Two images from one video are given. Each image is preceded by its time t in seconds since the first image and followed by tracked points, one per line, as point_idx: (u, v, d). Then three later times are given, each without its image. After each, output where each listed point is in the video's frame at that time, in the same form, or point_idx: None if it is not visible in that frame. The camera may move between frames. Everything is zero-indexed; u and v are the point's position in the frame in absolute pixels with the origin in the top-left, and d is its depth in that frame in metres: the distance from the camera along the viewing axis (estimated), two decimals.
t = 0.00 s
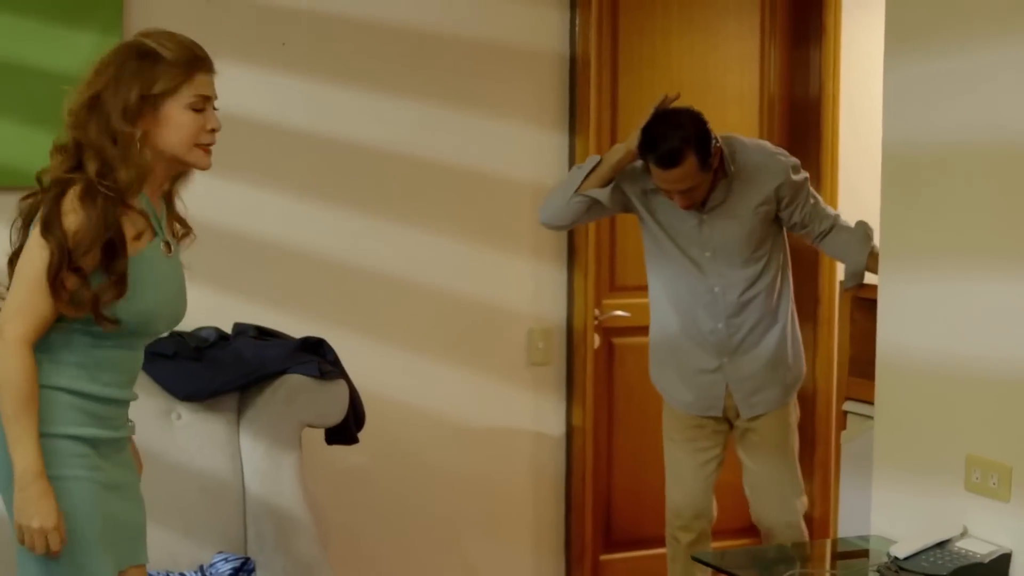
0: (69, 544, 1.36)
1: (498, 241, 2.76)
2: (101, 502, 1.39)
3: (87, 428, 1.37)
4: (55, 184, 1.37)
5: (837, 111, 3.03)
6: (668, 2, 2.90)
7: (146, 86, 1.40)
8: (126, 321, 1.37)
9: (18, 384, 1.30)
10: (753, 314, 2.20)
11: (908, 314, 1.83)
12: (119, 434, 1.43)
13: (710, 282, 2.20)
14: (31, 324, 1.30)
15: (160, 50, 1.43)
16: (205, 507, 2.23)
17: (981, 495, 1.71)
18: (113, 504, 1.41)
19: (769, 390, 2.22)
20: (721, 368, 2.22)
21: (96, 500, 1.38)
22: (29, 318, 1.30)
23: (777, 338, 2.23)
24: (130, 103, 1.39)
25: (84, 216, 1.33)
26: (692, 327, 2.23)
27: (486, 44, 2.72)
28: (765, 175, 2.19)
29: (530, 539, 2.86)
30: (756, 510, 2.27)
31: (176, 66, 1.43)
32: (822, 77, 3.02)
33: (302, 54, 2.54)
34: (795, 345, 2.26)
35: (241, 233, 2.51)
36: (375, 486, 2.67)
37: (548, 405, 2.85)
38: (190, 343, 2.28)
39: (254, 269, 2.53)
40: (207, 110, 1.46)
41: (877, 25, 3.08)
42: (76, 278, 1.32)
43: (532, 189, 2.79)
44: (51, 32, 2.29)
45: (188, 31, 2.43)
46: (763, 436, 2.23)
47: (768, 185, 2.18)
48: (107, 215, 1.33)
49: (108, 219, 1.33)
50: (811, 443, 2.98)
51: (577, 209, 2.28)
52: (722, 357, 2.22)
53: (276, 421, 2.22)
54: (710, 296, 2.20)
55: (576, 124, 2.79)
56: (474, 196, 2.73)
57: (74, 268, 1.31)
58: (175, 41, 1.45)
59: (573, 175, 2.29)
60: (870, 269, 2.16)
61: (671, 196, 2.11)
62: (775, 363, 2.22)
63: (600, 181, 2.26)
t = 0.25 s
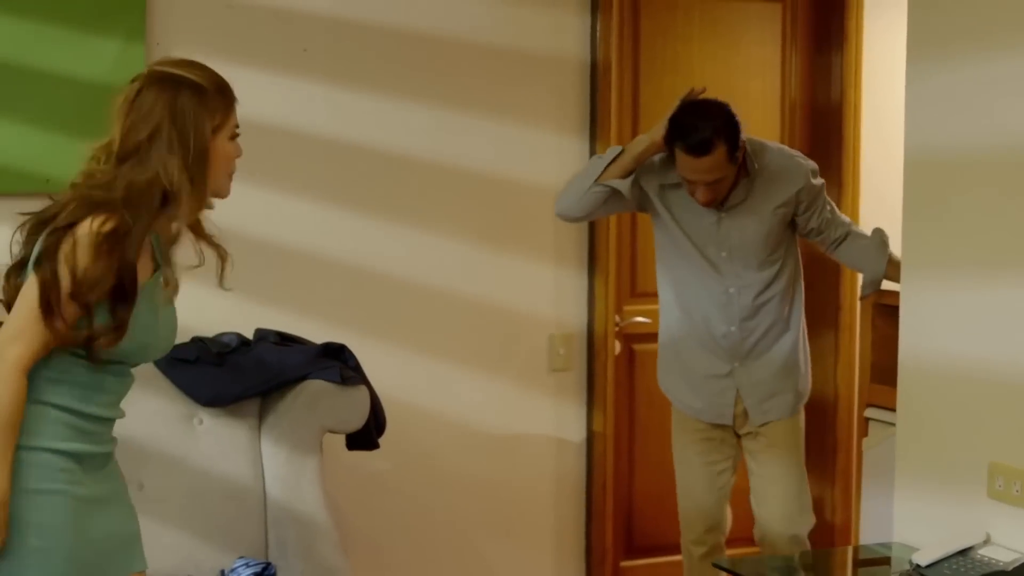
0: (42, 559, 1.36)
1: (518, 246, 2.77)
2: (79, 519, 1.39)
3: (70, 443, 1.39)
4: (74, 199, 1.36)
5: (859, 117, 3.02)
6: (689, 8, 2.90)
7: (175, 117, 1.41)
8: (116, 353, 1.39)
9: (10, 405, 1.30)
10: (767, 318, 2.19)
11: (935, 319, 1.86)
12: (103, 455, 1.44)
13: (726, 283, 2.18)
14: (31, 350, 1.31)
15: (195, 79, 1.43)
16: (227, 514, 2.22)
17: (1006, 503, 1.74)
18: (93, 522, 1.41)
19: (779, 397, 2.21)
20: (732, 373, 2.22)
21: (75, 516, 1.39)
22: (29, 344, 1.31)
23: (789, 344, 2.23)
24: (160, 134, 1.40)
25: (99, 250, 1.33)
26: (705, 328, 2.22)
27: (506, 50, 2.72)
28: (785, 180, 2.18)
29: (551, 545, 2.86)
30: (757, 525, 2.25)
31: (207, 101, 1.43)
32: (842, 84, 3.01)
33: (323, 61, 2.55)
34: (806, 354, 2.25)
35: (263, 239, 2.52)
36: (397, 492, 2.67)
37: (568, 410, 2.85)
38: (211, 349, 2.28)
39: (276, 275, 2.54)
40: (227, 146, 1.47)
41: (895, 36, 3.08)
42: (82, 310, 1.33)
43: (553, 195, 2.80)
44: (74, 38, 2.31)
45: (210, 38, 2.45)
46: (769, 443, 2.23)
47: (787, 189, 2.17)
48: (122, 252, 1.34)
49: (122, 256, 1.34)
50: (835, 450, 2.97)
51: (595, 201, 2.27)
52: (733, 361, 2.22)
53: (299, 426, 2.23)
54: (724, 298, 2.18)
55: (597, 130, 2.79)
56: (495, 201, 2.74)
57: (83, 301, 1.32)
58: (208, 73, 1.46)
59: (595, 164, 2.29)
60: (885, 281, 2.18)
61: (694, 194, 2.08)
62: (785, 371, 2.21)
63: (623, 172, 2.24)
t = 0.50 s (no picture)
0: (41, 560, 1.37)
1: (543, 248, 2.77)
2: (77, 519, 1.41)
3: (68, 443, 1.40)
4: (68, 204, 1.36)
5: (886, 117, 3.01)
6: (717, 8, 2.89)
7: (167, 119, 1.41)
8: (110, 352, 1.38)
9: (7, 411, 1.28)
10: (785, 327, 2.15)
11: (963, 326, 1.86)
12: (98, 451, 1.45)
13: (749, 286, 2.13)
14: (26, 356, 1.29)
15: (190, 80, 1.43)
16: (250, 514, 2.23)
17: None
18: (90, 521, 1.43)
19: (790, 411, 2.14)
20: (743, 380, 2.15)
21: (73, 515, 1.40)
22: (24, 350, 1.29)
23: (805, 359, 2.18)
24: (157, 137, 1.40)
25: (94, 255, 1.32)
26: (721, 330, 2.15)
27: (532, 51, 2.73)
28: (815, 190, 2.17)
29: (576, 546, 2.85)
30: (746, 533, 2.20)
31: (203, 102, 1.43)
32: (870, 84, 3.00)
33: (349, 62, 2.56)
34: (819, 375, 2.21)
35: (288, 240, 2.53)
36: (422, 492, 2.68)
37: (594, 411, 2.84)
38: (238, 349, 2.29)
39: (301, 275, 2.55)
40: (223, 150, 1.47)
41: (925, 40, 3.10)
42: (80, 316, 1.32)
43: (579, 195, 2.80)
44: (103, 39, 2.32)
45: (238, 39, 2.46)
46: (769, 455, 2.15)
47: (817, 201, 2.15)
48: (118, 256, 1.33)
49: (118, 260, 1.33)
50: (860, 453, 2.97)
51: (620, 185, 2.19)
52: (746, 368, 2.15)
53: (324, 426, 2.23)
54: (744, 301, 2.13)
55: (623, 131, 2.78)
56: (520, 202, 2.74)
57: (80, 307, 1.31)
58: (205, 74, 1.46)
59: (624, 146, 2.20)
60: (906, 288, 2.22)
61: (726, 187, 2.05)
62: (798, 386, 2.16)
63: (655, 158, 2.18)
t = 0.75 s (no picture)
0: (53, 556, 1.40)
1: (561, 249, 2.79)
2: (89, 515, 1.43)
3: (80, 440, 1.42)
4: (72, 200, 1.38)
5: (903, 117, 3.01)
6: (733, 11, 2.90)
7: (168, 114, 1.42)
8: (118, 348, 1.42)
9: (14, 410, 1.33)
10: (796, 334, 2.15)
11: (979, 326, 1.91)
12: (112, 448, 1.48)
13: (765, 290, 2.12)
14: (35, 352, 1.33)
15: (191, 76, 1.44)
16: (270, 510, 2.25)
17: None
18: (103, 517, 1.45)
19: (796, 417, 2.15)
20: (751, 382, 2.15)
21: (87, 512, 1.43)
22: (32, 346, 1.33)
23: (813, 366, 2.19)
24: (157, 131, 1.41)
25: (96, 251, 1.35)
26: (734, 331, 2.15)
27: (550, 53, 2.74)
28: (836, 198, 2.16)
29: (593, 544, 2.87)
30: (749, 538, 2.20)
31: (205, 99, 1.45)
32: (886, 85, 3.01)
33: (368, 64, 2.58)
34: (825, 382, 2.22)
35: (307, 240, 2.56)
36: (440, 490, 2.70)
37: (611, 411, 2.86)
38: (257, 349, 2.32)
39: (320, 275, 2.57)
40: (224, 146, 1.49)
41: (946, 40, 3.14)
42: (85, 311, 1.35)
43: (596, 196, 2.81)
44: (125, 41, 2.35)
45: (258, 41, 2.48)
46: (774, 461, 2.16)
47: (837, 209, 2.16)
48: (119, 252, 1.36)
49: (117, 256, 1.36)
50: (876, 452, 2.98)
51: (646, 173, 2.16)
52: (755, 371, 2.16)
53: (342, 425, 2.25)
54: (759, 305, 2.12)
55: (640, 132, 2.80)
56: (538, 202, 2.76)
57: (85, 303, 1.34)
58: (207, 70, 1.47)
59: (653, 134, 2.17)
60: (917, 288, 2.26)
61: (755, 185, 2.04)
62: (804, 392, 2.17)
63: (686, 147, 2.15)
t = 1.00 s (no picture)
0: (80, 554, 1.42)
1: (579, 249, 2.80)
2: (113, 512, 1.45)
3: (101, 437, 1.44)
4: (74, 198, 1.40)
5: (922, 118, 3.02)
6: (752, 13, 2.89)
7: (163, 106, 1.44)
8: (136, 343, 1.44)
9: (37, 408, 1.35)
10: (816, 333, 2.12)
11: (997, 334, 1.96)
12: (135, 444, 1.49)
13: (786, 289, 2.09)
14: (50, 350, 1.35)
15: (186, 66, 1.46)
16: (290, 509, 2.27)
17: None
18: (127, 514, 1.47)
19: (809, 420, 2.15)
20: (768, 382, 2.13)
21: (110, 509, 1.45)
22: (47, 345, 1.35)
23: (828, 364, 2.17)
24: (152, 123, 1.43)
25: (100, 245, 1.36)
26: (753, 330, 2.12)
27: (569, 54, 2.75)
28: (859, 195, 2.13)
29: (612, 544, 2.88)
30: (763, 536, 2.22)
31: (201, 89, 1.46)
32: (906, 86, 3.01)
33: (388, 65, 2.60)
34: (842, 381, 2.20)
35: (328, 240, 2.57)
36: (459, 489, 2.72)
37: (629, 410, 2.87)
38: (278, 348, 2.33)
39: (340, 275, 2.59)
40: (225, 135, 1.50)
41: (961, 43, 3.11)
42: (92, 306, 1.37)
43: (615, 196, 2.82)
44: (148, 43, 2.37)
45: (280, 43, 2.50)
46: (785, 467, 2.16)
47: (860, 207, 2.13)
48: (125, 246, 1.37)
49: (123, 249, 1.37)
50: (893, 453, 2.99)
51: (671, 162, 2.08)
52: (772, 372, 2.13)
53: (361, 425, 2.26)
54: (778, 305, 2.09)
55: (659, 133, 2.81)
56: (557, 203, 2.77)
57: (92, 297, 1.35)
58: (205, 59, 1.49)
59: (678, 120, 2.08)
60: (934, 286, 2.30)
61: (785, 177, 2.00)
62: (818, 394, 2.15)
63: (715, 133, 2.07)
